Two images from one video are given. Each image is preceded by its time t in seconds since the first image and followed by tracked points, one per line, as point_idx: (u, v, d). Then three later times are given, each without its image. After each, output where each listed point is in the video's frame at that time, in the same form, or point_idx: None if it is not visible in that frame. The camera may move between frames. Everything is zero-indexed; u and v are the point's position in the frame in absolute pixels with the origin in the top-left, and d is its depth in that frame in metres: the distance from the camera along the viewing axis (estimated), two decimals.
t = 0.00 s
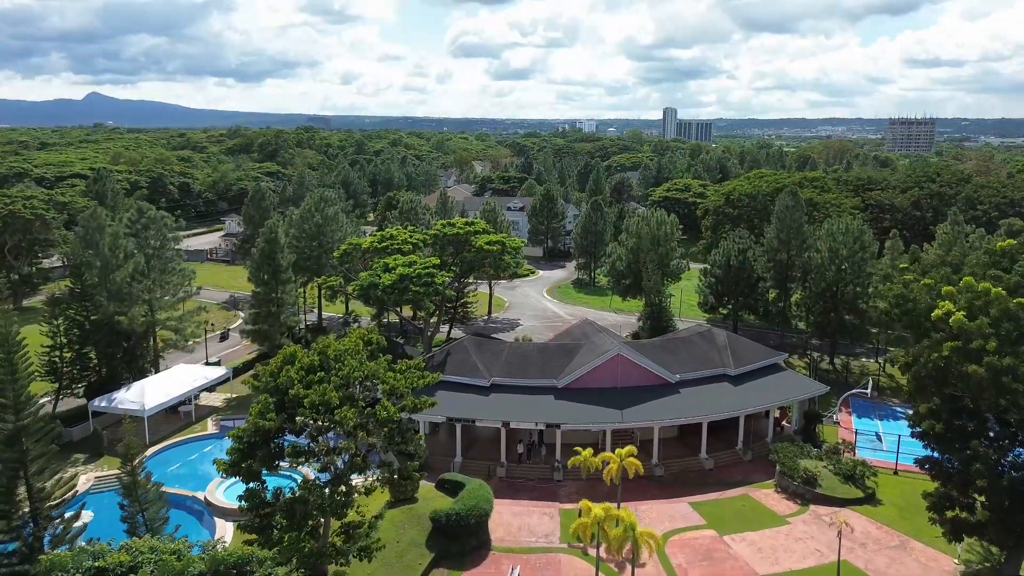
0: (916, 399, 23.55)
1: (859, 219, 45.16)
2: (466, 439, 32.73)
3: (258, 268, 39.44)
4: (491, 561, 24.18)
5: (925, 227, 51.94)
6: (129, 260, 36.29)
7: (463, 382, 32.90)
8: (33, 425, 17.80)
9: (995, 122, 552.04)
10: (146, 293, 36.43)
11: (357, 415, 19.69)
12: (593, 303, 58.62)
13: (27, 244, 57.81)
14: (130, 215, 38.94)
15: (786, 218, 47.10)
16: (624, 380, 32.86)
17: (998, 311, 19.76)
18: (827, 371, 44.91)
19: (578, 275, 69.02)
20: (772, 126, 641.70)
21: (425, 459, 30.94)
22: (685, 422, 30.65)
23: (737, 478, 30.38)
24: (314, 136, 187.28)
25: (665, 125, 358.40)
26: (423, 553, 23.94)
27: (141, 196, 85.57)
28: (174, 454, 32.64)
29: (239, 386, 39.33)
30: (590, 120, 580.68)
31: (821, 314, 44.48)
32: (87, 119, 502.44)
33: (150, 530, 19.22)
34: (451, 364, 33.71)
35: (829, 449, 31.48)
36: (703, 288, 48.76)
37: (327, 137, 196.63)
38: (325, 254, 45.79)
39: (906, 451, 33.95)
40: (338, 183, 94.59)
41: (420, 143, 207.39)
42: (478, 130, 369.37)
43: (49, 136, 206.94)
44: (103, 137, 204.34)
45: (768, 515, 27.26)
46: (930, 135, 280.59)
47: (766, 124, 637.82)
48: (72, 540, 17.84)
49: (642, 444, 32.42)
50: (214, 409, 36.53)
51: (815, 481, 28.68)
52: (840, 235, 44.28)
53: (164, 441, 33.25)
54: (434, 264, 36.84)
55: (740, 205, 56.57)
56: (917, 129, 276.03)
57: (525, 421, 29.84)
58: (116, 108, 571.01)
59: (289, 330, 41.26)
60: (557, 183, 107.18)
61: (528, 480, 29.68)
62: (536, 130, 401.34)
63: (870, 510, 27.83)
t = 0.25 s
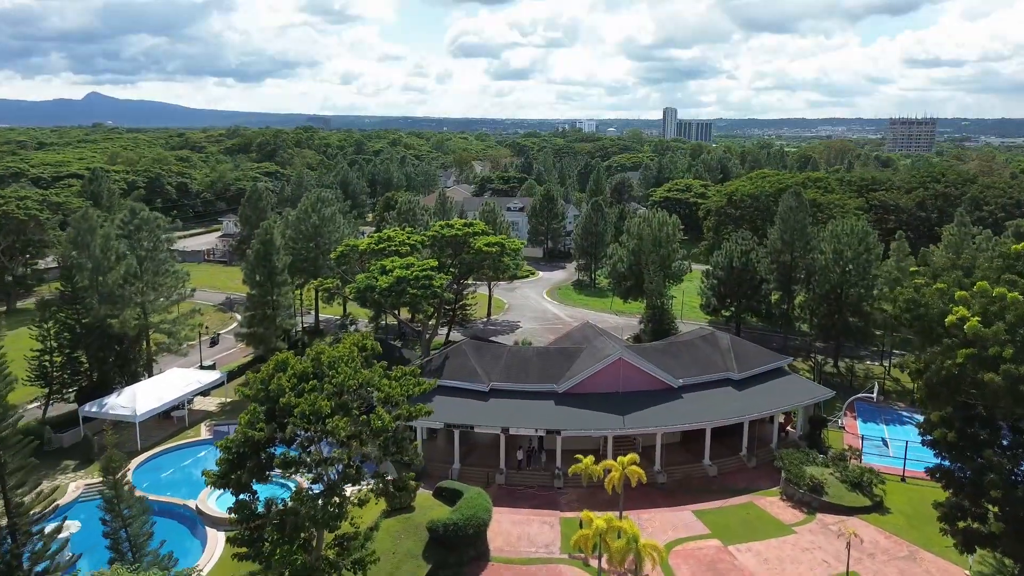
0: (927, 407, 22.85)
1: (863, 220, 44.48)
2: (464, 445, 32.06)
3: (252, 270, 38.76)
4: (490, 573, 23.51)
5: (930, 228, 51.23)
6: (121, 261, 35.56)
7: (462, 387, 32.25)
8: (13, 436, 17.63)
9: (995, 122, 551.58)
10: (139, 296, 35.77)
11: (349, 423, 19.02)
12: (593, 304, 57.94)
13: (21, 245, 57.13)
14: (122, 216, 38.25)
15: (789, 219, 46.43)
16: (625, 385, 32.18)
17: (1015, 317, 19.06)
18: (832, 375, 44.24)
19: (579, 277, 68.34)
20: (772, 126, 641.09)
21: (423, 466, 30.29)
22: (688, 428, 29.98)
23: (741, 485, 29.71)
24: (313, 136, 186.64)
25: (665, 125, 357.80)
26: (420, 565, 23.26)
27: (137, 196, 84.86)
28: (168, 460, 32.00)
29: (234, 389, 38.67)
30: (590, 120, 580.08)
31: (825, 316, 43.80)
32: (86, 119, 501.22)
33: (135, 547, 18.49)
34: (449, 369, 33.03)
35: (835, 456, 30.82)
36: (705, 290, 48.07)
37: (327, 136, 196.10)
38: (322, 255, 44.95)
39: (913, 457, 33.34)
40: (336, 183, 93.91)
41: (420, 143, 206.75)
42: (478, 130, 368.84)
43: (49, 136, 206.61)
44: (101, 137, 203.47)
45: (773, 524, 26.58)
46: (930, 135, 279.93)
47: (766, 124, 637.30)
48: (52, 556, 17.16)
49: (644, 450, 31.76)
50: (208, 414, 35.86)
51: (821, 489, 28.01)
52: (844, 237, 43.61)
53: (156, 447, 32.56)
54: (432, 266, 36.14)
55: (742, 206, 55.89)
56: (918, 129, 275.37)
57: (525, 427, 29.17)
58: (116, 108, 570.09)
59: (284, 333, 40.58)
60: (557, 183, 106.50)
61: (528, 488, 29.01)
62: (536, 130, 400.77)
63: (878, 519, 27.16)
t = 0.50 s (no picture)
0: (941, 416, 22.06)
1: (869, 222, 43.72)
2: (462, 452, 31.29)
3: (246, 273, 37.99)
4: None
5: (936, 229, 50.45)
6: (111, 264, 34.77)
7: (459, 393, 31.48)
8: None
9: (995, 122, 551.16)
10: (130, 299, 35.00)
11: (341, 435, 18.26)
12: (593, 307, 57.17)
13: (14, 247, 56.33)
14: (113, 218, 37.49)
15: (793, 220, 45.64)
16: (627, 392, 31.40)
17: None
18: (837, 379, 43.48)
19: (579, 278, 67.58)
20: (772, 126, 640.39)
21: (419, 475, 29.52)
22: (692, 435, 29.20)
23: (746, 494, 28.93)
24: (312, 136, 185.87)
25: (665, 125, 357.23)
26: None
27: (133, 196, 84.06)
28: (160, 467, 31.22)
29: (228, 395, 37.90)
30: (590, 120, 579.45)
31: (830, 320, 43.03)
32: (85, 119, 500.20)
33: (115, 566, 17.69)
34: (447, 374, 32.26)
35: (842, 464, 30.06)
36: (708, 292, 47.30)
37: (326, 136, 195.26)
38: (318, 257, 44.60)
39: (922, 464, 32.60)
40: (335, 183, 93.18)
41: (419, 143, 206.07)
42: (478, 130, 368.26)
43: (47, 136, 205.79)
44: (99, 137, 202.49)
45: (780, 535, 25.79)
46: (931, 135, 279.27)
47: (766, 124, 636.71)
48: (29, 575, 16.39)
49: (646, 458, 30.98)
50: (200, 420, 35.08)
51: (829, 498, 27.24)
52: (849, 238, 42.82)
53: (146, 455, 31.79)
54: (429, 268, 35.35)
55: (745, 207, 55.13)
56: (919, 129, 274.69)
57: (524, 435, 28.40)
58: (115, 108, 569.36)
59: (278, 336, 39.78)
60: (557, 184, 105.78)
61: (527, 497, 28.23)
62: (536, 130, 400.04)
63: (888, 529, 26.38)
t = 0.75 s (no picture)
0: (954, 425, 21.36)
1: (874, 224, 43.04)
2: (460, 459, 30.62)
3: (240, 275, 37.32)
4: None
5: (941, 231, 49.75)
6: (102, 266, 34.09)
7: (458, 398, 30.81)
8: None
9: (995, 122, 550.64)
10: (121, 303, 34.37)
11: (333, 447, 17.58)
12: (594, 308, 56.55)
13: (8, 248, 55.66)
14: (104, 219, 36.85)
15: (797, 222, 44.92)
16: (629, 397, 30.74)
17: None
18: (841, 382, 42.82)
19: (579, 279, 66.92)
20: (772, 126, 639.79)
21: (416, 483, 28.84)
22: (694, 442, 28.53)
23: (751, 502, 28.25)
24: (311, 136, 185.22)
25: (665, 125, 356.69)
26: None
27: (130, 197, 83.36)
28: (152, 473, 30.56)
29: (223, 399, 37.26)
30: (590, 121, 578.85)
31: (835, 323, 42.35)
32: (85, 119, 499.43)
33: None
34: (445, 379, 31.59)
35: (849, 472, 29.39)
36: (710, 294, 46.62)
37: (325, 136, 194.57)
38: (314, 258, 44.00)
39: (930, 471, 31.92)
40: (333, 183, 92.52)
41: (419, 143, 205.42)
42: (478, 130, 367.71)
43: (46, 136, 205.05)
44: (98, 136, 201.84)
45: (786, 545, 25.10)
46: (932, 135, 278.69)
47: (766, 124, 636.14)
48: None
49: (649, 464, 30.31)
50: (194, 426, 34.42)
51: (835, 507, 26.58)
52: (854, 240, 42.12)
53: (138, 462, 31.09)
54: (427, 270, 34.64)
55: (747, 208, 54.46)
56: (919, 129, 274.10)
57: (524, 442, 27.73)
58: (115, 108, 568.63)
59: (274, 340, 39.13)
60: (557, 184, 105.09)
61: (526, 506, 27.56)
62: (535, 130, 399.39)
63: (896, 539, 25.71)
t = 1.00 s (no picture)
0: (970, 436, 20.57)
1: (880, 225, 42.29)
2: (458, 467, 29.88)
3: (234, 278, 36.55)
4: None
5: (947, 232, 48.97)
6: (92, 268, 33.24)
7: (455, 405, 30.03)
8: None
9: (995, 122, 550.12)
10: (111, 306, 33.65)
11: (322, 462, 16.80)
12: (594, 310, 55.84)
13: None
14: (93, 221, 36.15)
15: (802, 223, 44.12)
16: (631, 404, 29.95)
17: None
18: (846, 387, 42.10)
19: (579, 281, 66.19)
20: (772, 125, 639.22)
21: (412, 492, 28.06)
22: (698, 451, 27.77)
23: (756, 511, 27.50)
24: (310, 136, 184.49)
25: (665, 125, 355.94)
26: None
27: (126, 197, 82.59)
28: (142, 481, 29.78)
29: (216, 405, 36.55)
30: (590, 120, 578.07)
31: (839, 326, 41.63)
32: (84, 119, 498.61)
33: None
34: (442, 385, 30.81)
35: (856, 480, 28.63)
36: (712, 296, 45.87)
37: (324, 136, 193.82)
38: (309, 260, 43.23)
39: (939, 478, 31.13)
40: (331, 183, 91.77)
41: (418, 143, 204.60)
42: (477, 130, 367.03)
43: (43, 137, 204.18)
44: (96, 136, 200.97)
45: (793, 557, 24.34)
46: (932, 135, 278.06)
47: (766, 124, 635.53)
48: None
49: (651, 473, 29.55)
50: (185, 432, 33.69)
51: (844, 518, 25.82)
52: (860, 242, 41.34)
53: (127, 470, 30.37)
54: (424, 273, 33.82)
55: (750, 209, 53.72)
56: (919, 129, 273.46)
57: (522, 451, 26.97)
58: (114, 108, 567.44)
59: (268, 344, 38.36)
60: (557, 184, 104.37)
61: (525, 516, 26.82)
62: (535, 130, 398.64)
63: (907, 551, 24.95)
